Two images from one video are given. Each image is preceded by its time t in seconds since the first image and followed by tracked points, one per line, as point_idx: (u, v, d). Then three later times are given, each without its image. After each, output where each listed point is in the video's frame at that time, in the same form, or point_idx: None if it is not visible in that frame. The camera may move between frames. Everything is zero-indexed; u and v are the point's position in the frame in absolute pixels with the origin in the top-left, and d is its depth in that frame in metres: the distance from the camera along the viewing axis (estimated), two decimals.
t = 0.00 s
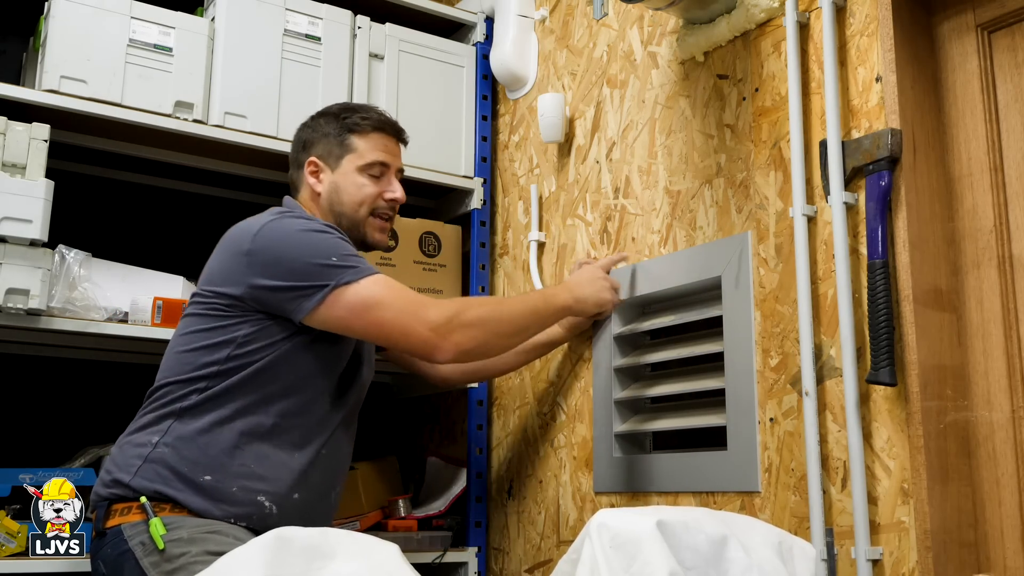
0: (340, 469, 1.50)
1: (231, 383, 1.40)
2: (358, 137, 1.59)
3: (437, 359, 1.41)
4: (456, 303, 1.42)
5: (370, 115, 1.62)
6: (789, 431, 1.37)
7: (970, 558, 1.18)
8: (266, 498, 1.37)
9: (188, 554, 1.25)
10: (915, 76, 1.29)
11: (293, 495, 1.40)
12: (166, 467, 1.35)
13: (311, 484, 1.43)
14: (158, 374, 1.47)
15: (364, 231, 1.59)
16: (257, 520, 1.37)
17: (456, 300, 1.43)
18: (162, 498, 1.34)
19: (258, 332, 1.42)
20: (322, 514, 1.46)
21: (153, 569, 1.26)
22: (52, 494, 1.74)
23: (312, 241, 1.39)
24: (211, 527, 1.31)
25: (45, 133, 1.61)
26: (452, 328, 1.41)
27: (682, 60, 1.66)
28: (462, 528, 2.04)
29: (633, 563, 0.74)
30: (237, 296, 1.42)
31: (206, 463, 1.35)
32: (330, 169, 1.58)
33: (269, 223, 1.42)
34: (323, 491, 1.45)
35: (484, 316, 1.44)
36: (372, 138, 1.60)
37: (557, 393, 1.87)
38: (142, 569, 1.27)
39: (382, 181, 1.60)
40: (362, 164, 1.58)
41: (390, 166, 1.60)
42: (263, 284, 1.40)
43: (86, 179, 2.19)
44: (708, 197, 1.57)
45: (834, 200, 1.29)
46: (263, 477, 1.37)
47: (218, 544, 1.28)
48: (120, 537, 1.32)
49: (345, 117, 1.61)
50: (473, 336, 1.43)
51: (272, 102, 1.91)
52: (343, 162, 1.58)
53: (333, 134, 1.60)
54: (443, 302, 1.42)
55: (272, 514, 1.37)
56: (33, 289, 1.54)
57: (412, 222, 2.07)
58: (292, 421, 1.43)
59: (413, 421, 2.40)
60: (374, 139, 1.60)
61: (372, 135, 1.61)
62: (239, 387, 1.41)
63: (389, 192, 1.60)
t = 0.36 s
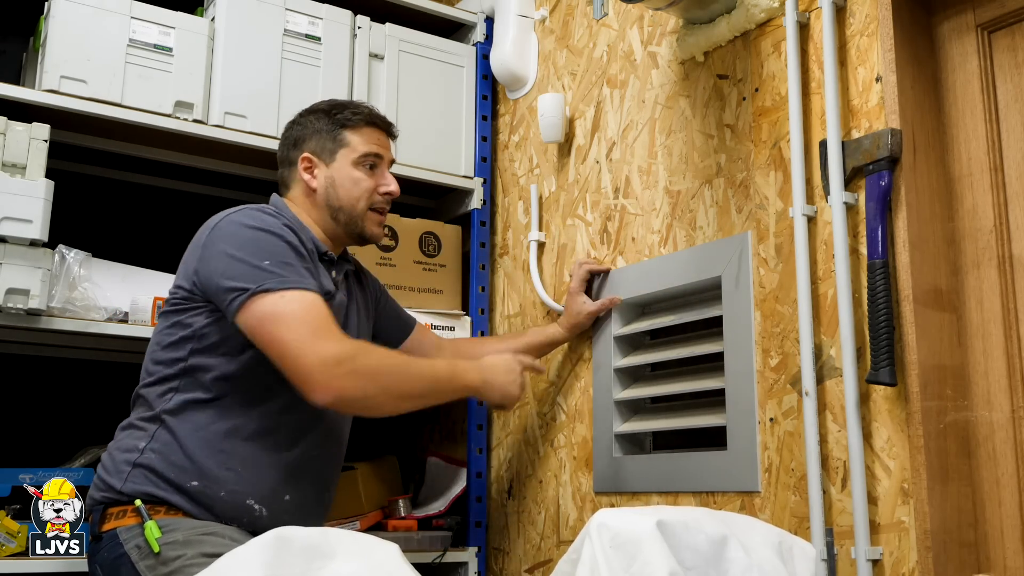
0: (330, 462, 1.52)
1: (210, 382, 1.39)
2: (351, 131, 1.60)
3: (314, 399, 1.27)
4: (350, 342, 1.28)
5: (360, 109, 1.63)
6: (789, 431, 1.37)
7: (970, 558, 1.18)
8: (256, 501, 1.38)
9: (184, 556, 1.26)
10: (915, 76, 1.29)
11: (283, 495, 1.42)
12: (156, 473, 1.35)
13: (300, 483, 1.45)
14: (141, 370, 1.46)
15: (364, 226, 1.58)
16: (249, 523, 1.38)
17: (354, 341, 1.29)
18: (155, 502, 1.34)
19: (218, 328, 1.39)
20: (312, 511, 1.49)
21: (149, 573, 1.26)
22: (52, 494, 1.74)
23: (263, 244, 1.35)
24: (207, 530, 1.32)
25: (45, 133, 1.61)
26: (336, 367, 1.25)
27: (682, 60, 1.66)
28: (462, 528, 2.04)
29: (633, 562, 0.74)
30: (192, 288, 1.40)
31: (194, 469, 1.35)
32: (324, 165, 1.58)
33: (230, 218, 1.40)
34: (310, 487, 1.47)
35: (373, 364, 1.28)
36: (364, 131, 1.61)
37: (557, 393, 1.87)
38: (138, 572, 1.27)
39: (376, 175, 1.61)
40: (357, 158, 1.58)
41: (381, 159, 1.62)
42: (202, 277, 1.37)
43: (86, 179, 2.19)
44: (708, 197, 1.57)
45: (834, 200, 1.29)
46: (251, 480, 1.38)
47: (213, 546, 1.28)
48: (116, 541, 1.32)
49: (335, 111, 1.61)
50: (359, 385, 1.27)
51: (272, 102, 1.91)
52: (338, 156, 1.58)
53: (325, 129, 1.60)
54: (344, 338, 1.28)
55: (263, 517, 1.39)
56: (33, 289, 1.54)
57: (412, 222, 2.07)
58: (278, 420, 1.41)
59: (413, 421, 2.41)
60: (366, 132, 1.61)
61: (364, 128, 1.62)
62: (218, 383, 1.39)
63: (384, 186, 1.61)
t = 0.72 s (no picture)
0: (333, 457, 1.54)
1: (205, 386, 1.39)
2: (327, 125, 1.61)
3: (122, 411, 1.23)
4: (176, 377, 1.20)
5: (344, 105, 1.62)
6: (789, 431, 1.37)
7: (970, 558, 1.18)
8: (257, 503, 1.40)
9: (184, 556, 1.27)
10: (915, 76, 1.29)
11: (285, 496, 1.43)
12: (156, 475, 1.34)
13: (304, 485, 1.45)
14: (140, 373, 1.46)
15: (332, 216, 1.54)
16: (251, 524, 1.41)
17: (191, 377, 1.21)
18: (157, 502, 1.34)
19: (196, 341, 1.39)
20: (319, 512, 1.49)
21: (149, 572, 1.27)
22: (52, 494, 1.75)
23: (193, 262, 1.35)
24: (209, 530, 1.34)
25: (45, 133, 1.61)
26: (139, 395, 1.20)
27: (682, 60, 1.66)
28: (462, 528, 2.04)
29: (633, 563, 0.74)
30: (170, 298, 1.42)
31: (195, 471, 1.35)
32: (305, 161, 1.61)
33: (201, 230, 1.43)
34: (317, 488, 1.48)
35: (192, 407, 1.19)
36: (340, 124, 1.60)
37: (557, 393, 1.87)
38: (138, 571, 1.28)
39: (351, 166, 1.58)
40: (329, 150, 1.58)
41: (357, 149, 1.59)
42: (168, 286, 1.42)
43: (86, 179, 2.19)
44: (708, 197, 1.57)
45: (834, 200, 1.29)
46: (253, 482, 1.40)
47: (213, 546, 1.31)
48: (116, 541, 1.32)
49: (320, 109, 1.63)
50: (170, 424, 1.19)
51: (272, 102, 1.91)
52: (313, 151, 1.60)
53: (309, 126, 1.63)
54: (187, 369, 1.22)
55: (264, 517, 1.41)
56: (33, 289, 1.54)
57: (412, 222, 2.07)
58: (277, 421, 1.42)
59: (413, 421, 2.41)
60: (342, 124, 1.60)
61: (341, 121, 1.61)
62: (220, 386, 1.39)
63: (355, 176, 1.56)
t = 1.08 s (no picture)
0: (328, 463, 1.53)
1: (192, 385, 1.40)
2: (324, 120, 1.61)
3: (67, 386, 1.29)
4: (104, 358, 1.23)
5: (342, 100, 1.63)
6: (789, 431, 1.37)
7: (970, 558, 1.18)
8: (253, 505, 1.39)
9: (183, 558, 1.28)
10: (915, 76, 1.29)
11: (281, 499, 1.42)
12: (152, 476, 1.34)
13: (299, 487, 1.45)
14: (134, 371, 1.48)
15: (322, 209, 1.53)
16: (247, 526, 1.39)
17: (125, 359, 1.24)
18: (155, 503, 1.34)
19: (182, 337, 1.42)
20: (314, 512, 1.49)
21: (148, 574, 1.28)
22: (52, 494, 1.75)
23: (161, 249, 1.38)
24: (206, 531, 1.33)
25: (45, 133, 1.61)
26: (74, 370, 1.25)
27: (682, 60, 1.66)
28: (462, 528, 2.04)
29: (633, 562, 0.74)
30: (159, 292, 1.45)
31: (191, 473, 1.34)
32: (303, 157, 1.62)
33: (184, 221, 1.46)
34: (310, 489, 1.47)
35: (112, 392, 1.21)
36: (337, 119, 1.61)
37: (557, 393, 1.87)
38: (137, 572, 1.29)
39: (345, 160, 1.58)
40: (323, 144, 1.59)
41: (351, 143, 1.58)
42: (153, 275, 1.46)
43: (86, 179, 2.19)
44: (708, 197, 1.57)
45: (835, 200, 1.29)
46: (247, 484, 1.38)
47: (212, 547, 1.30)
48: (115, 543, 1.32)
49: (321, 105, 1.64)
50: (100, 403, 1.22)
51: (272, 102, 1.91)
52: (310, 146, 1.60)
53: (310, 123, 1.64)
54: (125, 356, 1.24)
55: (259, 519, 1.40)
56: (33, 289, 1.54)
57: (412, 222, 2.07)
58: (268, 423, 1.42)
59: (413, 421, 2.41)
60: (338, 119, 1.60)
61: (338, 116, 1.61)
62: (202, 386, 1.40)
63: (348, 170, 1.56)
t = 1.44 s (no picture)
0: (329, 463, 1.53)
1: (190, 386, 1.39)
2: (340, 123, 1.61)
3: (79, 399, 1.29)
4: (110, 375, 1.24)
5: (359, 105, 1.63)
6: (789, 431, 1.37)
7: (970, 558, 1.18)
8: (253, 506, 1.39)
9: (183, 558, 1.29)
10: (915, 76, 1.29)
11: (280, 499, 1.42)
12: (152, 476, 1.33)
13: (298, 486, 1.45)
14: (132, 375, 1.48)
15: (337, 211, 1.53)
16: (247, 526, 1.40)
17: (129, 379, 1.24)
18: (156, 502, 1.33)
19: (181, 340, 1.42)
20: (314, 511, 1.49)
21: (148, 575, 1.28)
22: (52, 494, 1.75)
23: (158, 254, 1.38)
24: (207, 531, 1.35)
25: (45, 133, 1.61)
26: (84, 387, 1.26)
27: (682, 60, 1.66)
28: (462, 528, 2.04)
29: (633, 563, 0.74)
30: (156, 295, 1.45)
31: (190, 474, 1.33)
32: (315, 157, 1.61)
33: (178, 224, 1.45)
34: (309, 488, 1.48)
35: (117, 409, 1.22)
36: (354, 123, 1.61)
37: (557, 393, 1.87)
38: (137, 572, 1.29)
39: (362, 165, 1.58)
40: (340, 146, 1.58)
41: (370, 149, 1.59)
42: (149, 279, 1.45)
43: (86, 180, 2.19)
44: (708, 197, 1.57)
45: (835, 200, 1.29)
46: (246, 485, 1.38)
47: (212, 547, 1.31)
48: (115, 543, 1.32)
49: (335, 108, 1.64)
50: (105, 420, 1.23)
51: (272, 102, 1.91)
52: (324, 147, 1.60)
53: (322, 124, 1.63)
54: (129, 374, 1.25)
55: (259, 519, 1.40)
56: (33, 289, 1.54)
57: (412, 222, 2.07)
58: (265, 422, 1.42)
59: (412, 421, 2.41)
60: (355, 123, 1.61)
61: (354, 120, 1.61)
62: (200, 388, 1.40)
63: (366, 175, 1.57)
